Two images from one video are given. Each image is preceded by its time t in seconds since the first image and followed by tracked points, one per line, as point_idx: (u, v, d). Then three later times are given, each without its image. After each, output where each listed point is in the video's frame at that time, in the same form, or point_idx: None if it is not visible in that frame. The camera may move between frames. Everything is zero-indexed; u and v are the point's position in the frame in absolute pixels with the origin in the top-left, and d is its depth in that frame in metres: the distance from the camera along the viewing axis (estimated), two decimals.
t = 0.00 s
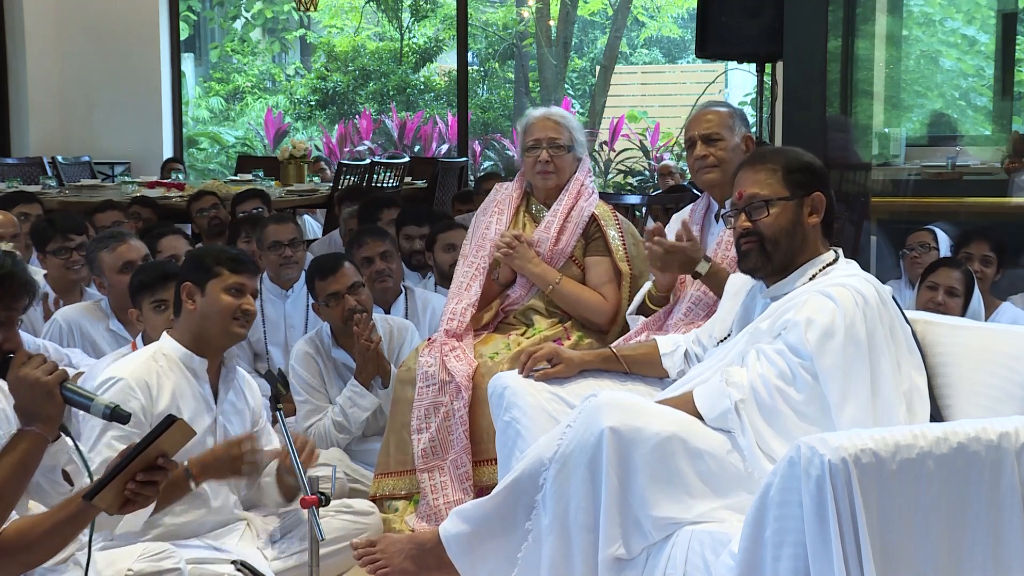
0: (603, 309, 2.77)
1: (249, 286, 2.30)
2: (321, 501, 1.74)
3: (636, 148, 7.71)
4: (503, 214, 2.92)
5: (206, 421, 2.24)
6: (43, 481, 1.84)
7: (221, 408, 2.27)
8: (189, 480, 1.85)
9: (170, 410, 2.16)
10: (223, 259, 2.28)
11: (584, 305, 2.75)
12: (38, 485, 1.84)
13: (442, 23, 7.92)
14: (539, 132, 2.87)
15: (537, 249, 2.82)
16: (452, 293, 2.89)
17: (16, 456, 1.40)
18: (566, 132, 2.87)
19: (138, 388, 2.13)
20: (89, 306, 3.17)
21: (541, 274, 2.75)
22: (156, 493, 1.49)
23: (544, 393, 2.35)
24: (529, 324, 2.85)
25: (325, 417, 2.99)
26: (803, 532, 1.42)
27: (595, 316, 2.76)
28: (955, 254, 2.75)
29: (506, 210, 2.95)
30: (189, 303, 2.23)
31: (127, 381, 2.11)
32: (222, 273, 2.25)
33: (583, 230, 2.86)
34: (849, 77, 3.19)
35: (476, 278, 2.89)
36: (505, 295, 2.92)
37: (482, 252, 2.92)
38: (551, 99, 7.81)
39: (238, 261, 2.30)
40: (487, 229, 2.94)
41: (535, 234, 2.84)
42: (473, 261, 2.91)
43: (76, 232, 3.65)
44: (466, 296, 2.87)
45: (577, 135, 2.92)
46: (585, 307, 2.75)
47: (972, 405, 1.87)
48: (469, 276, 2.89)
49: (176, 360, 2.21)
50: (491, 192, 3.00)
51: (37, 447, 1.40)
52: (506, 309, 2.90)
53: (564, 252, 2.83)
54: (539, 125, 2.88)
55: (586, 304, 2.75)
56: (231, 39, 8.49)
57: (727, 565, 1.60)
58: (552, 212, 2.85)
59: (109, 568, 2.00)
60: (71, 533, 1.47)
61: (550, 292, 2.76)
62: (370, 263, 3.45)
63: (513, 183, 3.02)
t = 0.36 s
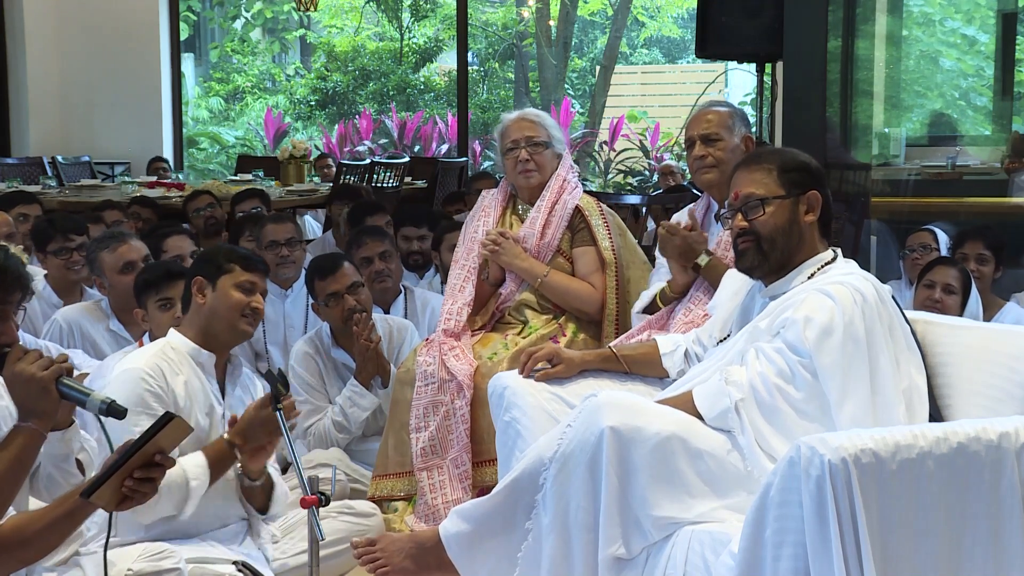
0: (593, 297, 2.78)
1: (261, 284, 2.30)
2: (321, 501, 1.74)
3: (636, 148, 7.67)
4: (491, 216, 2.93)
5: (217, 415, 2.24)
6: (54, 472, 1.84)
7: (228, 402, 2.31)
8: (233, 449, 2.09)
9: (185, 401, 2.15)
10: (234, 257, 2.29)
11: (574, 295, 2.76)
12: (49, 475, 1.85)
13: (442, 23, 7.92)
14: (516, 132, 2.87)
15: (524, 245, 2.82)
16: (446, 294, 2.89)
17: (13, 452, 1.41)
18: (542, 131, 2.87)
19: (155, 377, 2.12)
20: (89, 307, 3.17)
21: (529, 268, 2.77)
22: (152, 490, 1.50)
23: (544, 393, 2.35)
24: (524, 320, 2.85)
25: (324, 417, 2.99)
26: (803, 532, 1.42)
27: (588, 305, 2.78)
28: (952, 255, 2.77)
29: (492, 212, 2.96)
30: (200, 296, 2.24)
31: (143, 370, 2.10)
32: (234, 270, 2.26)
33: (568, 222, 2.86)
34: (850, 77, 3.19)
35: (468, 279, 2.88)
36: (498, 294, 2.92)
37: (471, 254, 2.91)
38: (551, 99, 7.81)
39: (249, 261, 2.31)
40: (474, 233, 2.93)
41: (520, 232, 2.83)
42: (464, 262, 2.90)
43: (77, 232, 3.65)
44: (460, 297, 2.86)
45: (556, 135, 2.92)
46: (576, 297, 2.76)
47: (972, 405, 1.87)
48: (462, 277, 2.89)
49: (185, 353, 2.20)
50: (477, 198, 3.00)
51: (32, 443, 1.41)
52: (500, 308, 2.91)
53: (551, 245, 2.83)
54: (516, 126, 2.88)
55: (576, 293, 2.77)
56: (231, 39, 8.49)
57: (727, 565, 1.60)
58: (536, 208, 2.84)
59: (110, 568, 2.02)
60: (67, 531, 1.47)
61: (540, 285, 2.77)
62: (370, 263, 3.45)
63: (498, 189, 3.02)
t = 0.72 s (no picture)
0: (596, 299, 2.77)
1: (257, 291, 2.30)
2: (321, 501, 1.74)
3: (636, 148, 7.65)
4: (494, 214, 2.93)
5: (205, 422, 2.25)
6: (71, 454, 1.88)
7: (217, 410, 2.28)
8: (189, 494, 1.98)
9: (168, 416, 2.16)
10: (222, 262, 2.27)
11: (577, 297, 2.76)
12: (67, 459, 1.89)
13: (442, 23, 7.92)
14: (517, 133, 2.87)
15: (527, 246, 2.82)
16: (448, 293, 2.89)
17: None
18: (544, 130, 2.87)
19: (134, 395, 2.13)
20: (89, 307, 3.17)
21: (533, 269, 2.76)
22: (143, 487, 1.50)
23: (544, 393, 2.35)
24: (525, 321, 2.85)
25: (324, 417, 2.99)
26: (803, 532, 1.42)
27: (590, 307, 2.77)
28: (954, 255, 2.76)
29: (496, 211, 2.96)
30: (189, 304, 2.21)
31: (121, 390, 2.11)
32: (225, 275, 2.25)
33: (572, 224, 2.86)
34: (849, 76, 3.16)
35: (470, 278, 2.88)
36: (500, 293, 2.91)
37: (474, 254, 2.91)
38: (551, 99, 7.81)
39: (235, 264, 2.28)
40: (479, 231, 2.93)
41: (524, 232, 2.83)
42: (466, 262, 2.91)
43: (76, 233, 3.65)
44: (462, 296, 2.87)
45: (558, 134, 2.92)
46: (579, 299, 2.76)
47: (972, 405, 1.87)
48: (463, 277, 2.89)
49: (171, 363, 2.21)
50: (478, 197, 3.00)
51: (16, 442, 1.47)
52: (502, 308, 2.90)
53: (554, 246, 2.84)
54: (516, 126, 2.88)
55: (580, 296, 2.76)
56: (231, 39, 8.50)
57: (727, 565, 1.60)
58: (540, 209, 2.85)
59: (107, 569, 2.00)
60: (55, 530, 1.48)
61: (543, 286, 2.76)
62: (370, 264, 3.45)
63: (501, 189, 3.02)
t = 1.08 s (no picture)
0: (607, 310, 2.77)
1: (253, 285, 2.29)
2: (321, 501, 1.74)
3: (635, 148, 7.69)
4: (508, 211, 2.93)
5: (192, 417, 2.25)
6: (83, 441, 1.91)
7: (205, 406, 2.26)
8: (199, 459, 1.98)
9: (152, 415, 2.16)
10: (169, 261, 2.23)
11: (587, 306, 2.75)
12: (82, 448, 1.92)
13: (442, 23, 7.92)
14: (538, 132, 2.87)
15: (542, 249, 2.82)
16: (453, 291, 2.89)
17: None
18: (565, 131, 2.87)
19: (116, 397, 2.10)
20: (89, 306, 3.17)
21: (546, 274, 2.75)
22: (137, 482, 1.51)
23: (544, 393, 2.35)
24: (531, 324, 2.85)
25: (324, 417, 2.99)
26: (803, 532, 1.41)
27: (599, 316, 2.76)
28: (955, 254, 2.75)
29: (511, 208, 2.96)
30: (150, 311, 2.22)
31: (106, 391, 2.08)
32: (175, 274, 2.22)
33: (588, 230, 2.86)
34: (849, 77, 3.16)
35: (478, 276, 2.89)
36: (508, 293, 2.91)
37: (485, 251, 2.92)
38: (551, 99, 7.81)
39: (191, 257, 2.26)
40: (492, 226, 2.94)
41: (540, 234, 2.83)
42: (477, 259, 2.91)
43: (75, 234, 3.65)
44: (468, 293, 2.87)
45: (578, 134, 2.91)
46: (590, 308, 2.75)
47: (972, 405, 1.87)
48: (472, 273, 2.89)
49: (148, 364, 2.22)
50: (495, 190, 3.00)
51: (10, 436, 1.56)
52: (507, 307, 2.90)
53: (569, 252, 2.84)
54: (538, 125, 2.87)
55: (591, 305, 2.75)
56: (231, 39, 8.49)
57: (727, 565, 1.60)
58: (557, 211, 2.85)
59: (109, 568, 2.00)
60: (53, 524, 1.51)
61: (555, 292, 2.75)
62: (370, 264, 3.45)
63: (518, 183, 3.03)
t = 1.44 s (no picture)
0: (608, 313, 2.77)
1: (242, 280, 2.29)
2: (321, 501, 1.74)
3: (635, 148, 7.69)
4: (512, 212, 2.93)
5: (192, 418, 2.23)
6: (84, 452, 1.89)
7: (211, 407, 2.25)
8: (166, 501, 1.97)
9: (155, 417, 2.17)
10: (182, 259, 2.24)
11: (589, 308, 2.74)
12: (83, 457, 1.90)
13: (442, 23, 7.92)
14: (546, 132, 2.87)
15: (545, 250, 2.82)
16: (457, 289, 2.89)
17: None
18: (572, 132, 2.87)
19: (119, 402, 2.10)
20: (89, 307, 3.17)
21: (548, 274, 2.75)
22: (134, 478, 1.55)
23: (544, 393, 2.35)
24: (532, 324, 2.85)
25: (325, 417, 2.99)
26: (803, 532, 1.42)
27: (600, 319, 2.76)
28: (957, 255, 2.75)
29: (515, 208, 2.96)
30: (162, 308, 2.22)
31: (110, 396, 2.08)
32: (188, 272, 2.23)
33: (591, 232, 2.86)
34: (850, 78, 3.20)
35: (480, 276, 2.89)
36: (510, 293, 2.91)
37: (489, 250, 2.92)
38: (551, 99, 7.81)
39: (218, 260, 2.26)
40: (495, 226, 2.94)
41: (543, 235, 2.83)
42: (479, 259, 2.91)
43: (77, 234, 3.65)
44: (470, 293, 2.87)
45: (585, 135, 2.91)
46: (591, 310, 2.75)
47: (972, 405, 1.87)
48: (474, 273, 2.89)
49: (156, 365, 2.22)
50: (499, 189, 3.00)
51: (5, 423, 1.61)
52: (508, 307, 2.89)
53: (571, 253, 2.84)
54: (545, 125, 2.88)
55: (593, 307, 2.75)
56: (231, 39, 8.49)
57: (727, 565, 1.60)
58: (560, 212, 2.84)
59: (109, 569, 2.00)
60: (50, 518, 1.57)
61: (556, 293, 2.75)
62: (370, 264, 3.45)
63: (522, 181, 3.03)
